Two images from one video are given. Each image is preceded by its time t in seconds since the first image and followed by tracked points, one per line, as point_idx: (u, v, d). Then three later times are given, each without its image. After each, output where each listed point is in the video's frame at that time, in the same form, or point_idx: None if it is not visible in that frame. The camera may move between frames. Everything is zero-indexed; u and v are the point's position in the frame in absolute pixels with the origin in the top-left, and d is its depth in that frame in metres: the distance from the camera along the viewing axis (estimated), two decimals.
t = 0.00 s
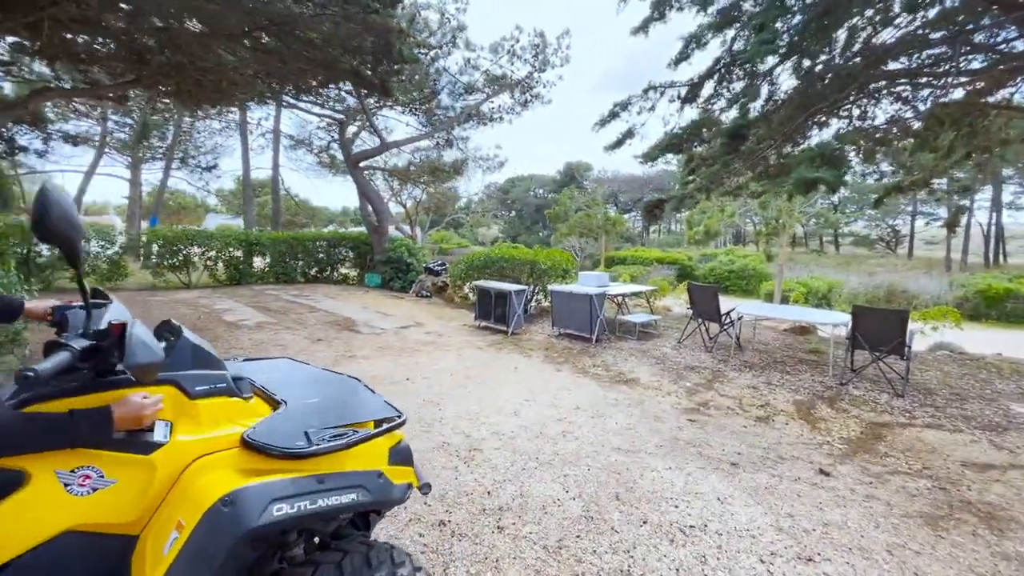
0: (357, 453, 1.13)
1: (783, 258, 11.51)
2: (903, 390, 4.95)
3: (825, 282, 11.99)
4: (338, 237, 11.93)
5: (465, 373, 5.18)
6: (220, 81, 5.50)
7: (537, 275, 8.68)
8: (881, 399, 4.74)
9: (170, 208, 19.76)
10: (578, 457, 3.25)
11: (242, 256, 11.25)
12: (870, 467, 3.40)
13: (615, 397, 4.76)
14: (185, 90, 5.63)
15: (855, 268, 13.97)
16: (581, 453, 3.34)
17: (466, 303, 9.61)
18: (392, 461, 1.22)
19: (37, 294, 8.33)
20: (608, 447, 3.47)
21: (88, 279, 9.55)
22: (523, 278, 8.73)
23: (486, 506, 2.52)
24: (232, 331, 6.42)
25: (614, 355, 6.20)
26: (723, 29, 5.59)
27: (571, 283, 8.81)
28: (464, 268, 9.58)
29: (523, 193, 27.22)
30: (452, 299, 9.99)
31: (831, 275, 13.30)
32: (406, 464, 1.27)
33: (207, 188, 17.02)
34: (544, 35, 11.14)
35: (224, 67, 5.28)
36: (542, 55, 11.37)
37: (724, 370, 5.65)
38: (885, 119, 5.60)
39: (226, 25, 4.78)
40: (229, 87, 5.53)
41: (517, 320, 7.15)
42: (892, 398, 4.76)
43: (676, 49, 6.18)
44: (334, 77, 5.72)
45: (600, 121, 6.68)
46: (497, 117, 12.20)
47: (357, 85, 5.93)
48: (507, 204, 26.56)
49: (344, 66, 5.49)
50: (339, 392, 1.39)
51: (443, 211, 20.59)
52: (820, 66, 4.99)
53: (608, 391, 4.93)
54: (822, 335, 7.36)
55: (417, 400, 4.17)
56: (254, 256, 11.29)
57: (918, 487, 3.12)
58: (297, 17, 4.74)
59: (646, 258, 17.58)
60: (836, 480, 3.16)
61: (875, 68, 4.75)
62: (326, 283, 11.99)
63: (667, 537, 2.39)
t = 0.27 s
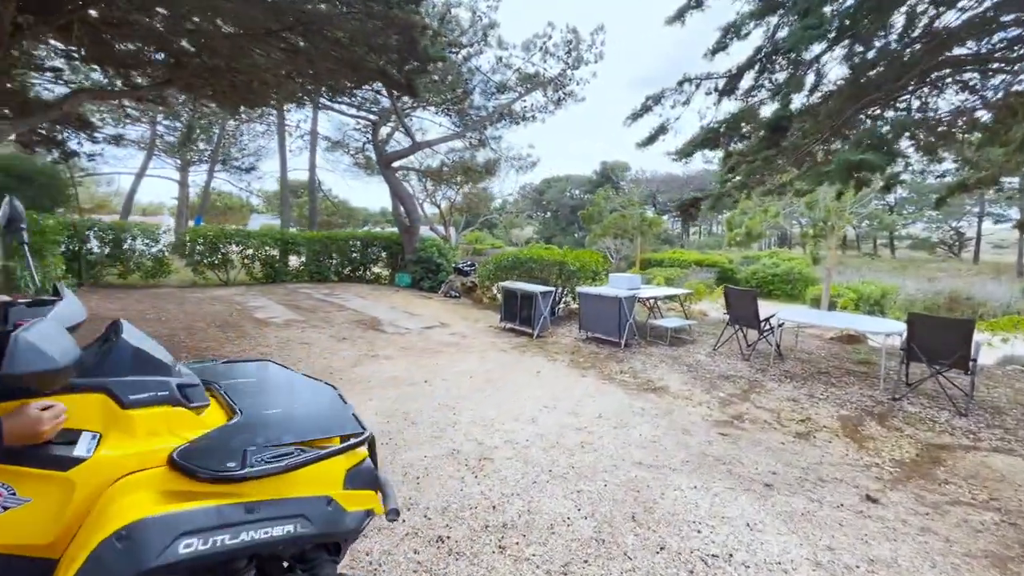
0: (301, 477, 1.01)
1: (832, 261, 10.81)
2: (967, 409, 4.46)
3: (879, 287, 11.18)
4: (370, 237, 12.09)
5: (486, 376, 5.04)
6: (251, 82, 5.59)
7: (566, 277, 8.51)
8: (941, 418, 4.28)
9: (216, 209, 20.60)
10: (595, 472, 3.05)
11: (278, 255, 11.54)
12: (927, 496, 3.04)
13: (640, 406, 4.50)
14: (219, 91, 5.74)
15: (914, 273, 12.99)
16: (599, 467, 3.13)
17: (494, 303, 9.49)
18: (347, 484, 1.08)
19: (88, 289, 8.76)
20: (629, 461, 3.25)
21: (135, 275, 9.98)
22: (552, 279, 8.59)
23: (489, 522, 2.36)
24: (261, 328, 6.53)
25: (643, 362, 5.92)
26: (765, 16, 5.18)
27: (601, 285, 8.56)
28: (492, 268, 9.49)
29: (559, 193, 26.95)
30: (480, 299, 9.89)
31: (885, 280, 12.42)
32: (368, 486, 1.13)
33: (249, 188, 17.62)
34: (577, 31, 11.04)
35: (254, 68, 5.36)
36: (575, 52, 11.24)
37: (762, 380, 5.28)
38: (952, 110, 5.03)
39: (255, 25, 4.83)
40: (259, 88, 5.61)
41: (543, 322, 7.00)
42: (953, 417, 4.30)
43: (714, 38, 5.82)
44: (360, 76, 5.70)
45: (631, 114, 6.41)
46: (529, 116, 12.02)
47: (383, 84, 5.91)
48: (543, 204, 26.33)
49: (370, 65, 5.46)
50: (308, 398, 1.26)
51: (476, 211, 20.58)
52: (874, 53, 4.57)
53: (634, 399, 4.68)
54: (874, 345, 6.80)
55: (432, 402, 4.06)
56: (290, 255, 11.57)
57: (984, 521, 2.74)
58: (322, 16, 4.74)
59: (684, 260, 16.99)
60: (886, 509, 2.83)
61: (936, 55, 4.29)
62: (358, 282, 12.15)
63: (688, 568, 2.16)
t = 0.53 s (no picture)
0: (228, 501, 0.91)
1: (889, 266, 10.05)
2: None
3: (941, 295, 10.32)
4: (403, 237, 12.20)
5: (507, 380, 4.89)
6: (282, 82, 5.66)
7: (597, 279, 8.27)
8: (1013, 443, 3.80)
9: (260, 209, 21.35)
10: (612, 489, 2.83)
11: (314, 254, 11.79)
12: (997, 533, 2.66)
13: (668, 417, 4.24)
14: (252, 93, 5.83)
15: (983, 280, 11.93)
16: (617, 483, 2.91)
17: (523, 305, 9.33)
18: (282, 512, 0.98)
19: (135, 285, 9.16)
20: (650, 478, 3.01)
21: (180, 272, 10.39)
22: (582, 280, 8.36)
23: (491, 542, 2.19)
24: (289, 326, 6.62)
25: (674, 370, 5.61)
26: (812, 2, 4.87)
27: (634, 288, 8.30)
28: (522, 269, 9.35)
29: (597, 194, 26.51)
30: (510, 301, 9.76)
31: (949, 287, 11.47)
32: (309, 514, 1.03)
33: (291, 189, 18.16)
34: (614, 26, 10.78)
35: (283, 69, 5.42)
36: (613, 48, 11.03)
37: (805, 393, 4.89)
38: None
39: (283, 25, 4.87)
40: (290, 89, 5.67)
41: (570, 325, 6.79)
42: None
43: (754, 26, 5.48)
44: (388, 76, 5.69)
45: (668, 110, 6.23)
46: (564, 115, 11.82)
47: (410, 83, 5.88)
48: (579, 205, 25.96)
49: (397, 64, 5.43)
50: (259, 412, 1.17)
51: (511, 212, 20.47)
52: (937, 35, 4.16)
53: (661, 410, 4.41)
54: (935, 358, 6.22)
55: (447, 406, 3.94)
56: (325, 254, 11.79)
57: None
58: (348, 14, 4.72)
59: (725, 264, 16.30)
60: (946, 548, 2.49)
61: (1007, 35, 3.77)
62: (391, 282, 12.27)
63: None
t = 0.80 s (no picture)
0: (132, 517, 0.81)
1: (955, 271, 9.23)
2: None
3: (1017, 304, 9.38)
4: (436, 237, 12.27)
5: (528, 384, 4.74)
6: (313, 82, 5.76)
7: (631, 281, 8.01)
8: None
9: (303, 210, 22.10)
10: (628, 505, 2.63)
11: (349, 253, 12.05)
12: None
13: (697, 428, 3.97)
14: (285, 94, 5.94)
15: None
16: (633, 499, 2.70)
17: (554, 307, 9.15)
18: (200, 533, 0.88)
19: (181, 281, 9.59)
20: (670, 495, 2.78)
21: (223, 269, 10.81)
22: (615, 282, 8.11)
23: (488, 558, 2.05)
24: (319, 323, 6.72)
25: (708, 378, 5.30)
26: None
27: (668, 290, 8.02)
28: (553, 269, 9.22)
29: (637, 195, 25.93)
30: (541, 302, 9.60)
31: None
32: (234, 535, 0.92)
33: (332, 190, 18.70)
34: (652, 20, 10.50)
35: (314, 69, 5.51)
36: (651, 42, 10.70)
37: (853, 407, 4.49)
38: None
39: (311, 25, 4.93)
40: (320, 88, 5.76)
41: (599, 328, 6.60)
42: None
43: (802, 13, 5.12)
44: (415, 74, 5.70)
45: (704, 104, 6.03)
46: (600, 112, 11.56)
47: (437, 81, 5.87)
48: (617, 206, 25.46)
49: (424, 61, 5.43)
50: (205, 416, 1.08)
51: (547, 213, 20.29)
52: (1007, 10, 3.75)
53: (690, 420, 4.15)
54: (1007, 373, 5.60)
55: (464, 408, 3.84)
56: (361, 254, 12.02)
57: None
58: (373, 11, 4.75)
59: (771, 267, 15.52)
60: None
61: None
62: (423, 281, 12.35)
63: None
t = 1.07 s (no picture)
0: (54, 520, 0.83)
1: None
2: None
3: None
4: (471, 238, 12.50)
5: (550, 388, 4.63)
6: (345, 85, 5.89)
7: (666, 285, 7.75)
8: None
9: (346, 211, 22.78)
10: (640, 522, 2.48)
11: (386, 253, 12.37)
12: None
13: (726, 442, 3.74)
14: (320, 97, 6.09)
15: None
16: (646, 516, 2.54)
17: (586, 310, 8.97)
18: (115, 544, 0.86)
19: (225, 279, 10.03)
20: (687, 513, 2.60)
21: (265, 268, 11.23)
22: (649, 285, 7.87)
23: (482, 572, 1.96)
24: (349, 322, 6.85)
25: (743, 388, 5.01)
26: None
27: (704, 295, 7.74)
28: (586, 271, 9.05)
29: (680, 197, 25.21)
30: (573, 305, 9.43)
31: None
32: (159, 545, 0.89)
33: (372, 192, 19.19)
34: (694, 14, 10.22)
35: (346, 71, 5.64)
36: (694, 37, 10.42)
37: (904, 426, 4.12)
38: None
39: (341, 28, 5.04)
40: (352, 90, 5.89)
41: (629, 333, 6.42)
42: None
43: None
44: (444, 75, 5.73)
45: (741, 97, 5.81)
46: (638, 111, 11.27)
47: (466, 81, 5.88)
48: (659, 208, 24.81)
49: (452, 60, 5.45)
50: (156, 418, 1.06)
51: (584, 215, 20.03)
52: None
53: (719, 433, 3.92)
54: None
55: (480, 411, 3.79)
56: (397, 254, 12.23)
57: None
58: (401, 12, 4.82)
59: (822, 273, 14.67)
60: None
61: None
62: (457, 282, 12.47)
63: None
